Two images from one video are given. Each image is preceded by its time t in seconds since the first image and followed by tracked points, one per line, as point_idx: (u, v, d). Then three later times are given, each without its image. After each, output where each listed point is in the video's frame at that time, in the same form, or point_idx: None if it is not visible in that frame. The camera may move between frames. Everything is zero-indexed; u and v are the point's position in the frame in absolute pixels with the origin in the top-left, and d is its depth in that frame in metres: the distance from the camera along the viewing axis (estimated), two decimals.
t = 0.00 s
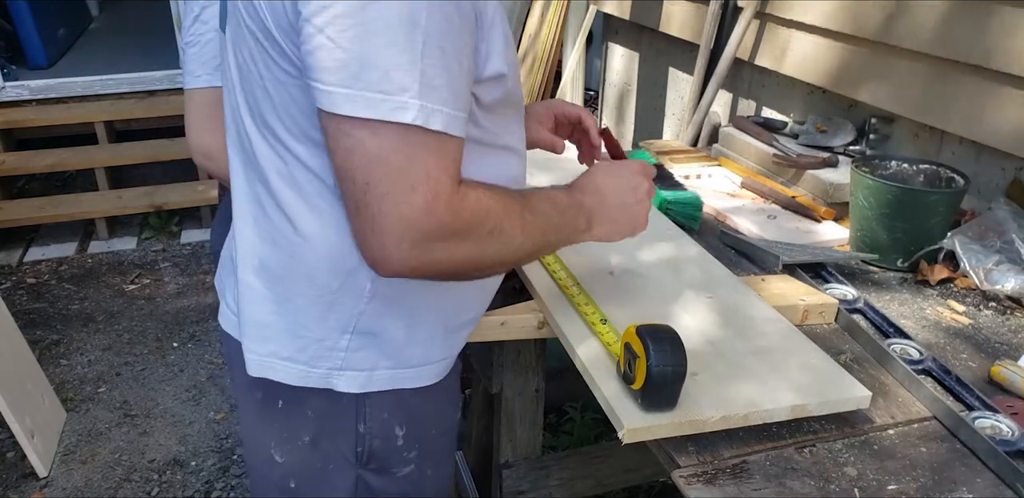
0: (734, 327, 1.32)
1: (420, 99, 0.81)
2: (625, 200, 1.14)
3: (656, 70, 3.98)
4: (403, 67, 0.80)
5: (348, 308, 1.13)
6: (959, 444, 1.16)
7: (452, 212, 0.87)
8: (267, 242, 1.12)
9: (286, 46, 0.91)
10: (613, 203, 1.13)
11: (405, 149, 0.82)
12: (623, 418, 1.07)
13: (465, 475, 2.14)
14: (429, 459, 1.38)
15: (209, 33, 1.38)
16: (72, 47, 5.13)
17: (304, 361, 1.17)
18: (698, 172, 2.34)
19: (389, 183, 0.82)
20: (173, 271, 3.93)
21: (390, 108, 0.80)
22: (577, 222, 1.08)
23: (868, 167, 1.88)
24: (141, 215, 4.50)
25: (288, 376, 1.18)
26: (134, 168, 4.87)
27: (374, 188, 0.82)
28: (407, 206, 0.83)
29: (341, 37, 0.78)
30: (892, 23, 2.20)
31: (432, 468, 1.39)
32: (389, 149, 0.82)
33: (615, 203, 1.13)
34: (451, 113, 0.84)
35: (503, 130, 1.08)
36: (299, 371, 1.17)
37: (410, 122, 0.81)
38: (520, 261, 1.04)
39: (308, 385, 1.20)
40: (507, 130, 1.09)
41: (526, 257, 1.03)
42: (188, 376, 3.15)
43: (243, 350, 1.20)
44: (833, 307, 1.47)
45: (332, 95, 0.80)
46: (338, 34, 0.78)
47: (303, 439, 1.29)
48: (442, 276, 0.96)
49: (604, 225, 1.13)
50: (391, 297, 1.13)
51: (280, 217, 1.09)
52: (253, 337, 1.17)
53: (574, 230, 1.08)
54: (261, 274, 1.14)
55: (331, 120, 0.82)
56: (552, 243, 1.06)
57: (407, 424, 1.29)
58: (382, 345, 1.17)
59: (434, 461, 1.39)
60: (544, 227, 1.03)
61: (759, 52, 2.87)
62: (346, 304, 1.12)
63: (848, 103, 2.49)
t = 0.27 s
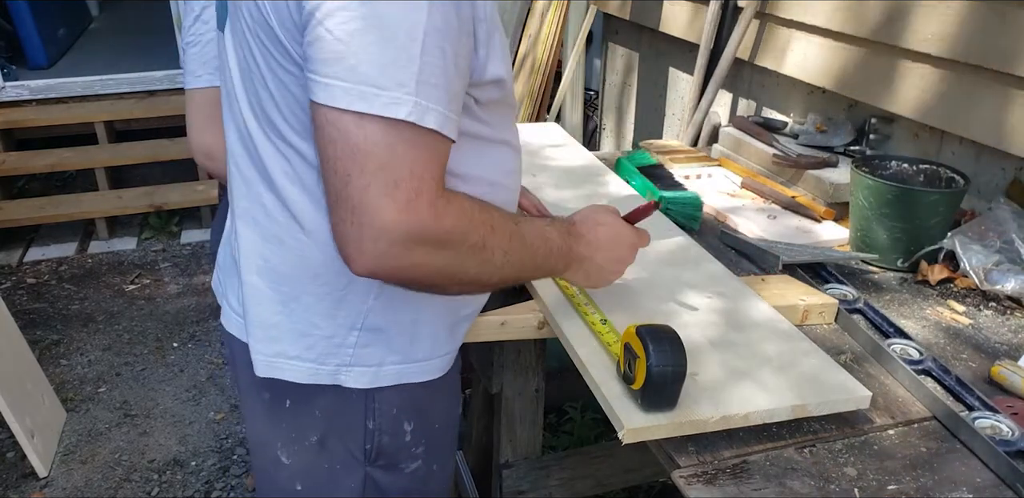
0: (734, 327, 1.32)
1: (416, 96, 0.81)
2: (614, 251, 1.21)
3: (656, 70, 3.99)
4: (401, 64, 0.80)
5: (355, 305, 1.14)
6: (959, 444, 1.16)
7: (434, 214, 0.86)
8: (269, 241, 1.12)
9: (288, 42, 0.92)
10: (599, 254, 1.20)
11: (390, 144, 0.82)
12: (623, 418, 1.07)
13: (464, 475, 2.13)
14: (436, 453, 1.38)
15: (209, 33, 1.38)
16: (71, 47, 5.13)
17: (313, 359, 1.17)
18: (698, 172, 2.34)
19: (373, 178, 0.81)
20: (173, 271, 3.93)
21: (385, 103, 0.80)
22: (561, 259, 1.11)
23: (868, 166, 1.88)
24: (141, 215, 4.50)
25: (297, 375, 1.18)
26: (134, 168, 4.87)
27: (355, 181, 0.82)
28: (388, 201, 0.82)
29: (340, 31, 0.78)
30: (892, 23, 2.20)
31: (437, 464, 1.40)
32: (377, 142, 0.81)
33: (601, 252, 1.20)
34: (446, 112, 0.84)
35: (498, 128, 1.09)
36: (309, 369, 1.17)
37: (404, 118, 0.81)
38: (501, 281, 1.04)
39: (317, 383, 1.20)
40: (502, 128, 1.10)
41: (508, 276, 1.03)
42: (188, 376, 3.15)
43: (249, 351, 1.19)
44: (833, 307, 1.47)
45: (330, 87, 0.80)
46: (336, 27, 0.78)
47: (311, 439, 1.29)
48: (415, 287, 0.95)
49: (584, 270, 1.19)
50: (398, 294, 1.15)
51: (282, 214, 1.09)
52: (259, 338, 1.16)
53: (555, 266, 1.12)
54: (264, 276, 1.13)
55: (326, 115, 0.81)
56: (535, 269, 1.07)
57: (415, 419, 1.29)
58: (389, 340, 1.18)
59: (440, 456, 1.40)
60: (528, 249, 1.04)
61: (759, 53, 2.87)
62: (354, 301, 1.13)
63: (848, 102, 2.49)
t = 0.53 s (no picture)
0: (734, 327, 1.32)
1: (421, 101, 0.81)
2: (604, 264, 1.27)
3: (656, 70, 3.98)
4: (405, 70, 0.80)
5: (355, 305, 1.14)
6: (959, 444, 1.16)
7: (445, 219, 0.87)
8: (268, 243, 1.12)
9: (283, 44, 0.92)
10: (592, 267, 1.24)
11: (402, 150, 0.82)
12: (623, 418, 1.07)
13: (464, 475, 2.13)
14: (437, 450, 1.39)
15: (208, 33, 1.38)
16: (72, 47, 5.13)
17: (313, 359, 1.17)
18: (698, 172, 2.34)
19: (389, 185, 0.82)
20: (174, 271, 3.93)
21: (391, 109, 0.80)
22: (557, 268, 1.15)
23: (868, 167, 1.88)
24: (141, 215, 4.50)
25: (298, 375, 1.18)
26: (134, 168, 4.87)
27: (370, 190, 0.82)
28: (402, 208, 0.83)
29: (344, 38, 0.78)
30: (892, 23, 2.20)
31: (439, 461, 1.41)
32: (387, 150, 0.82)
33: (593, 265, 1.24)
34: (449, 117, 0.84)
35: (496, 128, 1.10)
36: (309, 369, 1.17)
37: (410, 124, 0.81)
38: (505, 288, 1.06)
39: (317, 382, 1.20)
40: (498, 127, 1.10)
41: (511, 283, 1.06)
42: (188, 376, 3.15)
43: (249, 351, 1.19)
44: (833, 307, 1.48)
45: (335, 96, 0.80)
46: (341, 36, 0.78)
47: (311, 439, 1.29)
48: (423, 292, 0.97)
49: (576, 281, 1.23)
50: (398, 294, 1.15)
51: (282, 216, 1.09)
52: (259, 338, 1.16)
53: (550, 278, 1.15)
54: (264, 276, 1.13)
55: (333, 122, 0.81)
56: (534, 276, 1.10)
57: (416, 417, 1.30)
58: (390, 340, 1.18)
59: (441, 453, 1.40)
60: (529, 257, 1.07)
61: (759, 52, 2.87)
62: (354, 302, 1.14)
63: (848, 102, 2.49)
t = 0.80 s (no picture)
0: (735, 327, 1.32)
1: (435, 110, 0.82)
2: (596, 251, 1.30)
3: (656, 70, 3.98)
4: (418, 80, 0.81)
5: (352, 307, 1.14)
6: (959, 444, 1.16)
7: (473, 220, 0.90)
8: (266, 245, 1.12)
9: (280, 49, 0.92)
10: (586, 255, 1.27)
11: (427, 158, 0.84)
12: (623, 418, 1.07)
13: (464, 475, 2.13)
14: (433, 451, 1.39)
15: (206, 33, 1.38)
16: (72, 47, 5.13)
17: (310, 360, 1.17)
18: (698, 172, 2.34)
19: (417, 192, 0.84)
20: (174, 272, 3.93)
21: (409, 121, 0.81)
22: (559, 258, 1.18)
23: (869, 167, 1.88)
24: (141, 215, 4.50)
25: (295, 376, 1.18)
26: (134, 168, 4.87)
27: (401, 198, 0.84)
28: (433, 213, 0.85)
29: (355, 50, 0.79)
30: (892, 24, 2.20)
31: (435, 462, 1.40)
32: (409, 158, 0.83)
33: (587, 253, 1.27)
34: (462, 122, 0.85)
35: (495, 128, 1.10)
36: (306, 370, 1.18)
37: (427, 133, 0.83)
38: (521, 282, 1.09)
39: (314, 383, 1.20)
40: (498, 126, 1.10)
41: (526, 277, 1.08)
42: (188, 376, 3.15)
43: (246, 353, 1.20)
44: (833, 306, 1.48)
45: (350, 109, 0.81)
46: (354, 49, 0.79)
47: (306, 441, 1.29)
48: (453, 292, 0.99)
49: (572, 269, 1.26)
50: (395, 295, 1.15)
51: (279, 219, 1.09)
52: (256, 340, 1.17)
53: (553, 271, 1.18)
54: (262, 278, 1.14)
55: (352, 134, 0.83)
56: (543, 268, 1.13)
57: (410, 419, 1.30)
58: (387, 341, 1.18)
59: (438, 455, 1.40)
60: (537, 250, 1.10)
61: (759, 53, 2.87)
62: (350, 303, 1.14)
63: (848, 102, 2.49)
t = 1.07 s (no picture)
0: (734, 327, 1.32)
1: (453, 107, 0.84)
2: (587, 242, 1.35)
3: (656, 70, 3.99)
4: (436, 77, 0.83)
5: (352, 308, 1.14)
6: (959, 444, 1.16)
7: (495, 212, 0.93)
8: (267, 246, 1.12)
9: (285, 49, 0.92)
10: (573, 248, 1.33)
11: (451, 155, 0.86)
12: (623, 418, 1.07)
13: (464, 475, 2.13)
14: (433, 452, 1.38)
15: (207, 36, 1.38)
16: (72, 47, 5.14)
17: (311, 361, 1.18)
18: (698, 172, 2.34)
19: (442, 187, 0.86)
20: (173, 272, 3.93)
21: (432, 118, 0.84)
22: (555, 249, 1.22)
23: (869, 167, 1.88)
24: (141, 215, 4.50)
25: (295, 377, 1.18)
26: (134, 168, 4.87)
27: (428, 194, 0.86)
28: (461, 208, 0.88)
29: (367, 48, 0.80)
30: (892, 24, 2.21)
31: (435, 463, 1.40)
32: (431, 154, 0.85)
33: (575, 245, 1.33)
34: (478, 117, 0.87)
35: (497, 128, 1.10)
36: (306, 371, 1.18)
37: (447, 129, 0.85)
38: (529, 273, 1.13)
39: (314, 384, 1.21)
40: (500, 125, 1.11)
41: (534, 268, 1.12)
42: (188, 376, 3.15)
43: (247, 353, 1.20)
44: (833, 306, 1.48)
45: (371, 109, 0.82)
46: (374, 49, 0.80)
47: (306, 441, 1.29)
48: (472, 283, 1.03)
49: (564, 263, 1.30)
50: (396, 295, 1.15)
51: (280, 219, 1.10)
52: (256, 341, 1.17)
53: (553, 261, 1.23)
54: (263, 278, 1.14)
55: (373, 134, 0.85)
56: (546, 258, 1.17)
57: (410, 419, 1.29)
58: (388, 342, 1.18)
59: (438, 456, 1.40)
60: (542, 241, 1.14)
61: (759, 53, 2.88)
62: (350, 304, 1.14)
63: (848, 102, 2.49)
